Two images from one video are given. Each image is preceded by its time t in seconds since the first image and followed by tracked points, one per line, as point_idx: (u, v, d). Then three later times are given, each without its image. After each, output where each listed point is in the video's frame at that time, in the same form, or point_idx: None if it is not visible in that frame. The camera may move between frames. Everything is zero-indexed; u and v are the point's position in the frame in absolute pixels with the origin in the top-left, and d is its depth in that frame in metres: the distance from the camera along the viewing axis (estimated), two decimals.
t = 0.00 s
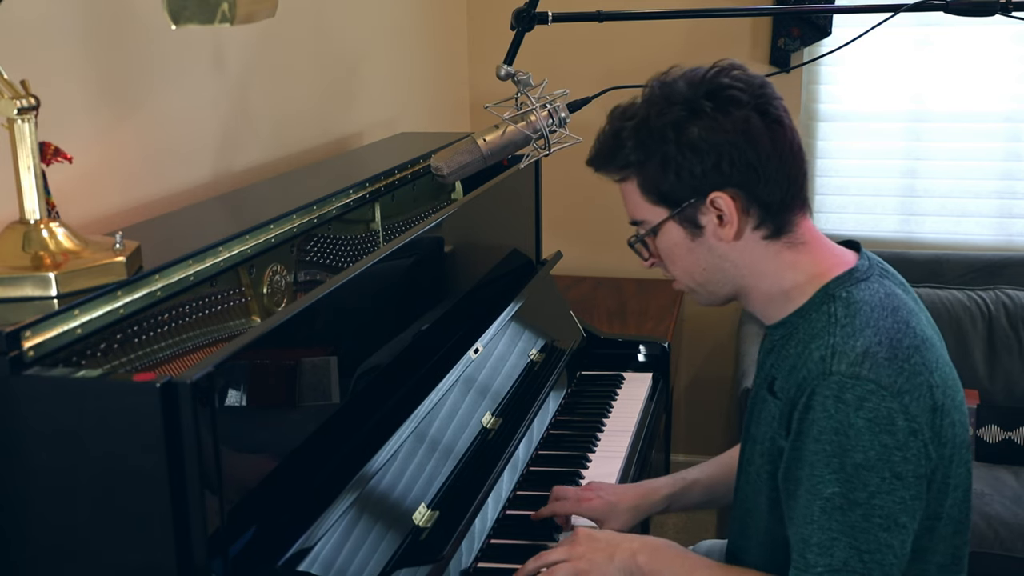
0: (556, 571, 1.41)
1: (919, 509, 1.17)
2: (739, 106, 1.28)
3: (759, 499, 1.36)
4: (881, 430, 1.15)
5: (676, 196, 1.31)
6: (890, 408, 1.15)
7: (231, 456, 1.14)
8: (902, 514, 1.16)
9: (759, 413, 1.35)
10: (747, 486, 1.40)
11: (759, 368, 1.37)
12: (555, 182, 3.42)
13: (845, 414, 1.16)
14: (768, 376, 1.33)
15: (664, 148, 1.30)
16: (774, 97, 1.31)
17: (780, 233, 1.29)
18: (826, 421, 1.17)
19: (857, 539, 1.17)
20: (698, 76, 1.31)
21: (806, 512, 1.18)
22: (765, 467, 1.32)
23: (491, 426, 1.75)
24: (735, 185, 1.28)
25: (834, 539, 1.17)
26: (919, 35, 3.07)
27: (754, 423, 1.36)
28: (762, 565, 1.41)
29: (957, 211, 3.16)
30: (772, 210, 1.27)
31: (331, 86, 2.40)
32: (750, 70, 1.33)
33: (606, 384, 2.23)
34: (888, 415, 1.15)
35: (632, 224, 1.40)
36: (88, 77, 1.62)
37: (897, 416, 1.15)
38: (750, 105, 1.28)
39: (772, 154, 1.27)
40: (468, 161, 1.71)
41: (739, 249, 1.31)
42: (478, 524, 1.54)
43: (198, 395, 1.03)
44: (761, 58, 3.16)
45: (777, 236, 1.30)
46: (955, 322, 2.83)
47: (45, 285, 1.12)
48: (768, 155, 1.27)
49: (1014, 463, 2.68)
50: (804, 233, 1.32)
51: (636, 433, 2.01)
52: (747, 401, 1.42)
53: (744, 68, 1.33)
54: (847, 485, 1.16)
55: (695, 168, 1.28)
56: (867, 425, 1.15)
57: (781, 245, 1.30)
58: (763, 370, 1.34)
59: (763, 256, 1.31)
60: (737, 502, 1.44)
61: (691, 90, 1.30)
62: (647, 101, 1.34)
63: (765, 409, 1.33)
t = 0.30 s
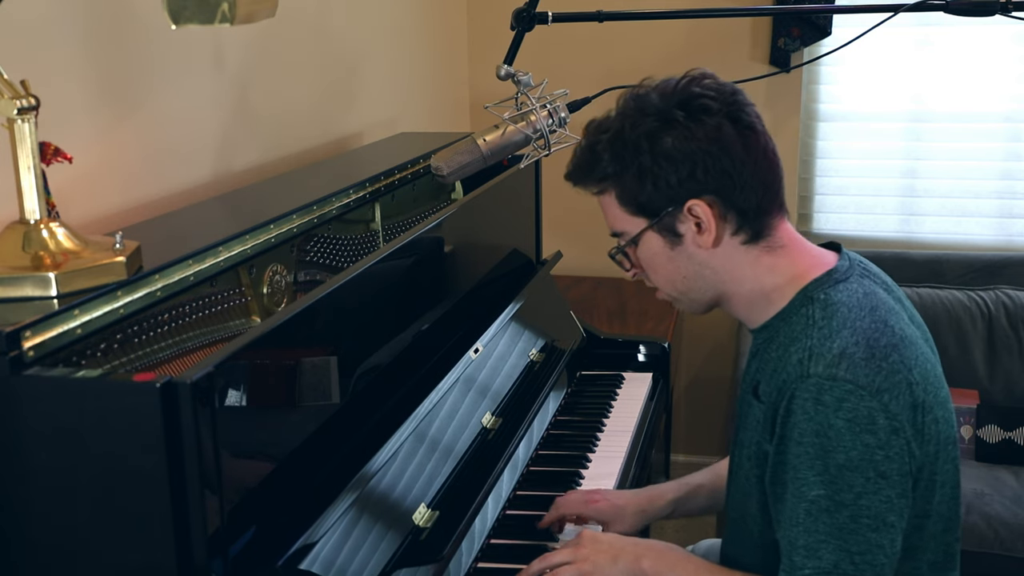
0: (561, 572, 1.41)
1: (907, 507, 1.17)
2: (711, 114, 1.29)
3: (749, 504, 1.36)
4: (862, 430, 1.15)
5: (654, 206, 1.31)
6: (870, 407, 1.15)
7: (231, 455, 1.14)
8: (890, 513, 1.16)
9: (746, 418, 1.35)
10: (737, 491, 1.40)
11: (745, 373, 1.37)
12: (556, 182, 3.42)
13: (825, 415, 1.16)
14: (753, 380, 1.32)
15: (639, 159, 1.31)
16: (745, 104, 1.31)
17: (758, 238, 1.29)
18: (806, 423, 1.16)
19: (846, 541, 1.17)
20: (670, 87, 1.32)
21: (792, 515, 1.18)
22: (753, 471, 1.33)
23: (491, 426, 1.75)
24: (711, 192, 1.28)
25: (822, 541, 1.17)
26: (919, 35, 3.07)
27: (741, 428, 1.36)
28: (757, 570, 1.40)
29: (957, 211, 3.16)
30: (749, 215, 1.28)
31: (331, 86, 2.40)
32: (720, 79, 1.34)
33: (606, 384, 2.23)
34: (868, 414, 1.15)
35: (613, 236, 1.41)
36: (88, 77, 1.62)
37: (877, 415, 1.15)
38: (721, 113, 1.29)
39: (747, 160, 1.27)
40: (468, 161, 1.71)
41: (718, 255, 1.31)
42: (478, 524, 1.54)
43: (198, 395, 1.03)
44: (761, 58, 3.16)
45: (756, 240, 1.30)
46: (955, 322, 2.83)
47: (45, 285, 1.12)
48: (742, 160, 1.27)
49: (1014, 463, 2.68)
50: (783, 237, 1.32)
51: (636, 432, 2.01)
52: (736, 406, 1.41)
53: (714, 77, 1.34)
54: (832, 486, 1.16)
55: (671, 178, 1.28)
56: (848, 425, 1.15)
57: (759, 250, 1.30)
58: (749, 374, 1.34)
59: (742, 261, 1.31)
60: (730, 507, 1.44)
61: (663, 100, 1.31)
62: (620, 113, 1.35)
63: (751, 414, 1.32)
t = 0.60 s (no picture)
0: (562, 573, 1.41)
1: (903, 504, 1.17)
2: (703, 115, 1.30)
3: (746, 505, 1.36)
4: (855, 428, 1.15)
5: (647, 206, 1.31)
6: (862, 405, 1.15)
7: (231, 456, 1.14)
8: (886, 511, 1.16)
9: (739, 419, 1.35)
10: (733, 492, 1.40)
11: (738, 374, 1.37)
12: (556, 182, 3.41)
13: (817, 414, 1.15)
14: (745, 381, 1.32)
15: (632, 159, 1.31)
16: (736, 106, 1.32)
17: (750, 238, 1.29)
18: (799, 422, 1.16)
19: (842, 540, 1.16)
20: (662, 89, 1.33)
21: (787, 515, 1.18)
22: (748, 473, 1.32)
23: (491, 426, 1.75)
24: (704, 192, 1.28)
25: (819, 541, 1.16)
26: (919, 35, 3.07)
27: (735, 430, 1.36)
28: (757, 570, 1.40)
29: (957, 211, 3.17)
30: (741, 215, 1.28)
31: (331, 86, 2.40)
32: (711, 82, 1.35)
33: (606, 384, 2.23)
34: (861, 412, 1.15)
35: (603, 239, 1.40)
36: (88, 77, 1.62)
37: (870, 413, 1.15)
38: (714, 114, 1.30)
39: (739, 161, 1.28)
40: (468, 161, 1.71)
41: (710, 257, 1.31)
42: (478, 524, 1.54)
43: (198, 395, 1.03)
44: (761, 58, 3.16)
45: (747, 241, 1.30)
46: (955, 322, 2.83)
47: (45, 285, 1.12)
48: (734, 161, 1.28)
49: (1014, 463, 2.68)
50: (774, 238, 1.32)
51: (636, 432, 2.01)
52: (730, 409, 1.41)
53: (704, 80, 1.35)
54: (827, 485, 1.16)
55: (664, 178, 1.29)
56: (841, 423, 1.15)
57: (751, 251, 1.30)
58: (741, 375, 1.34)
59: (734, 262, 1.31)
60: (725, 509, 1.43)
61: (656, 102, 1.32)
62: (612, 115, 1.35)
63: (744, 415, 1.32)
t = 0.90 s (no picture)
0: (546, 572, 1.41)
1: (900, 505, 1.17)
2: (705, 113, 1.30)
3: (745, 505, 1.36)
4: (853, 429, 1.15)
5: (647, 204, 1.31)
6: (860, 406, 1.15)
7: (231, 455, 1.14)
8: (884, 513, 1.16)
9: (738, 419, 1.35)
10: (732, 492, 1.40)
11: (736, 374, 1.37)
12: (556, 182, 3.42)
13: (815, 415, 1.15)
14: (743, 382, 1.32)
15: (633, 156, 1.31)
16: (737, 105, 1.32)
17: (750, 238, 1.30)
18: (797, 423, 1.16)
19: (840, 542, 1.16)
20: (664, 87, 1.33)
21: (784, 516, 1.18)
22: (746, 473, 1.33)
23: (491, 426, 1.75)
24: (704, 191, 1.28)
25: (816, 543, 1.17)
26: (919, 35, 3.07)
27: (733, 430, 1.36)
28: (755, 570, 1.40)
29: (957, 211, 3.17)
30: (742, 215, 1.28)
31: (331, 86, 2.40)
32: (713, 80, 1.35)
33: (606, 384, 2.23)
34: (859, 414, 1.15)
35: (602, 237, 1.40)
36: (88, 77, 1.62)
37: (868, 414, 1.15)
38: (716, 112, 1.30)
39: (739, 160, 1.28)
40: (468, 161, 1.71)
41: (710, 256, 1.31)
42: (478, 524, 1.54)
43: (198, 395, 1.03)
44: (761, 58, 3.16)
45: (748, 240, 1.30)
46: (955, 322, 2.83)
47: (45, 285, 1.12)
48: (736, 160, 1.28)
49: (1014, 463, 2.68)
50: (773, 237, 1.32)
51: (635, 433, 2.01)
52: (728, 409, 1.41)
53: (705, 78, 1.35)
54: (824, 487, 1.16)
55: (666, 176, 1.29)
56: (839, 424, 1.15)
57: (751, 250, 1.31)
58: (738, 375, 1.34)
59: (734, 262, 1.31)
60: (725, 508, 1.44)
61: (657, 99, 1.32)
62: (613, 112, 1.35)
63: (743, 415, 1.32)
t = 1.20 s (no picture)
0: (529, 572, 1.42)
1: (891, 514, 1.16)
2: (687, 121, 1.29)
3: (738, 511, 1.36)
4: (843, 437, 1.13)
5: (633, 215, 1.31)
6: (849, 414, 1.13)
7: (232, 455, 1.14)
8: (874, 521, 1.15)
9: (731, 425, 1.35)
10: (726, 498, 1.39)
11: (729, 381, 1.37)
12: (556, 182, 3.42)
13: (805, 422, 1.14)
14: (736, 388, 1.32)
15: (617, 168, 1.31)
16: (720, 111, 1.32)
17: (738, 244, 1.29)
18: (786, 431, 1.15)
19: (830, 550, 1.15)
20: (645, 97, 1.33)
21: (774, 523, 1.17)
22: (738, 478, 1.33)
23: (491, 426, 1.75)
24: (689, 199, 1.28)
25: (806, 551, 1.16)
26: (919, 35, 3.07)
27: (728, 436, 1.36)
28: None
29: (957, 211, 3.17)
30: (728, 221, 1.27)
31: (331, 86, 2.40)
32: (694, 89, 1.35)
33: (606, 384, 2.23)
34: (849, 421, 1.13)
35: (592, 250, 1.41)
36: (88, 77, 1.62)
37: (858, 422, 1.13)
38: (697, 120, 1.30)
39: (724, 166, 1.27)
40: (468, 161, 1.71)
41: (698, 263, 1.31)
42: (478, 524, 1.54)
43: (198, 395, 1.03)
44: (761, 58, 3.16)
45: (735, 247, 1.29)
46: (955, 322, 2.83)
47: (45, 285, 1.12)
48: (720, 166, 1.27)
49: (1014, 463, 2.68)
50: (762, 243, 1.32)
51: (636, 433, 2.01)
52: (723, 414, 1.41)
53: (686, 87, 1.35)
54: (815, 495, 1.15)
55: (650, 186, 1.29)
56: (829, 432, 1.13)
57: (739, 256, 1.30)
58: (733, 380, 1.33)
59: (723, 269, 1.31)
60: (721, 514, 1.43)
61: (639, 110, 1.32)
62: (596, 125, 1.35)
63: (736, 421, 1.32)
